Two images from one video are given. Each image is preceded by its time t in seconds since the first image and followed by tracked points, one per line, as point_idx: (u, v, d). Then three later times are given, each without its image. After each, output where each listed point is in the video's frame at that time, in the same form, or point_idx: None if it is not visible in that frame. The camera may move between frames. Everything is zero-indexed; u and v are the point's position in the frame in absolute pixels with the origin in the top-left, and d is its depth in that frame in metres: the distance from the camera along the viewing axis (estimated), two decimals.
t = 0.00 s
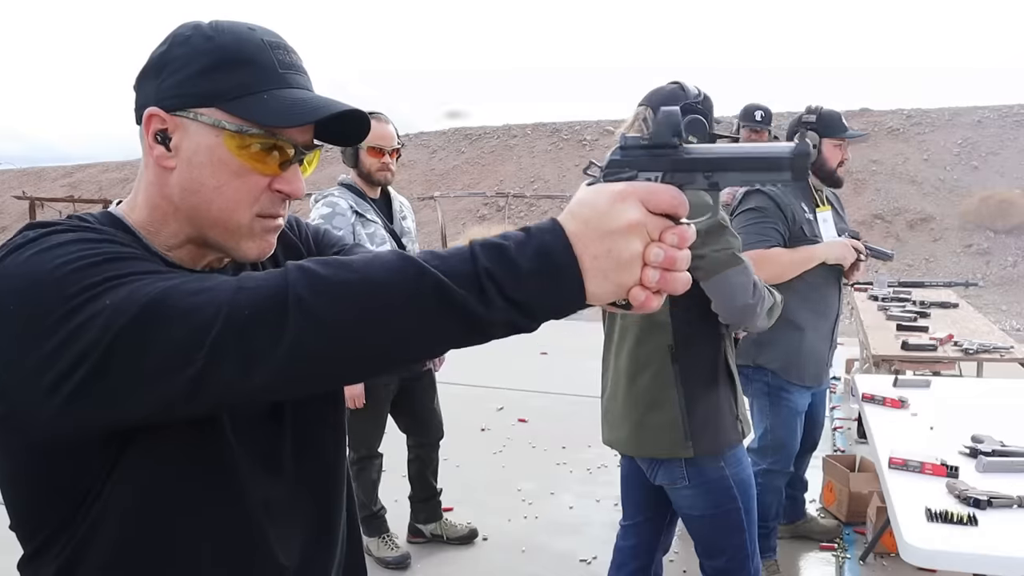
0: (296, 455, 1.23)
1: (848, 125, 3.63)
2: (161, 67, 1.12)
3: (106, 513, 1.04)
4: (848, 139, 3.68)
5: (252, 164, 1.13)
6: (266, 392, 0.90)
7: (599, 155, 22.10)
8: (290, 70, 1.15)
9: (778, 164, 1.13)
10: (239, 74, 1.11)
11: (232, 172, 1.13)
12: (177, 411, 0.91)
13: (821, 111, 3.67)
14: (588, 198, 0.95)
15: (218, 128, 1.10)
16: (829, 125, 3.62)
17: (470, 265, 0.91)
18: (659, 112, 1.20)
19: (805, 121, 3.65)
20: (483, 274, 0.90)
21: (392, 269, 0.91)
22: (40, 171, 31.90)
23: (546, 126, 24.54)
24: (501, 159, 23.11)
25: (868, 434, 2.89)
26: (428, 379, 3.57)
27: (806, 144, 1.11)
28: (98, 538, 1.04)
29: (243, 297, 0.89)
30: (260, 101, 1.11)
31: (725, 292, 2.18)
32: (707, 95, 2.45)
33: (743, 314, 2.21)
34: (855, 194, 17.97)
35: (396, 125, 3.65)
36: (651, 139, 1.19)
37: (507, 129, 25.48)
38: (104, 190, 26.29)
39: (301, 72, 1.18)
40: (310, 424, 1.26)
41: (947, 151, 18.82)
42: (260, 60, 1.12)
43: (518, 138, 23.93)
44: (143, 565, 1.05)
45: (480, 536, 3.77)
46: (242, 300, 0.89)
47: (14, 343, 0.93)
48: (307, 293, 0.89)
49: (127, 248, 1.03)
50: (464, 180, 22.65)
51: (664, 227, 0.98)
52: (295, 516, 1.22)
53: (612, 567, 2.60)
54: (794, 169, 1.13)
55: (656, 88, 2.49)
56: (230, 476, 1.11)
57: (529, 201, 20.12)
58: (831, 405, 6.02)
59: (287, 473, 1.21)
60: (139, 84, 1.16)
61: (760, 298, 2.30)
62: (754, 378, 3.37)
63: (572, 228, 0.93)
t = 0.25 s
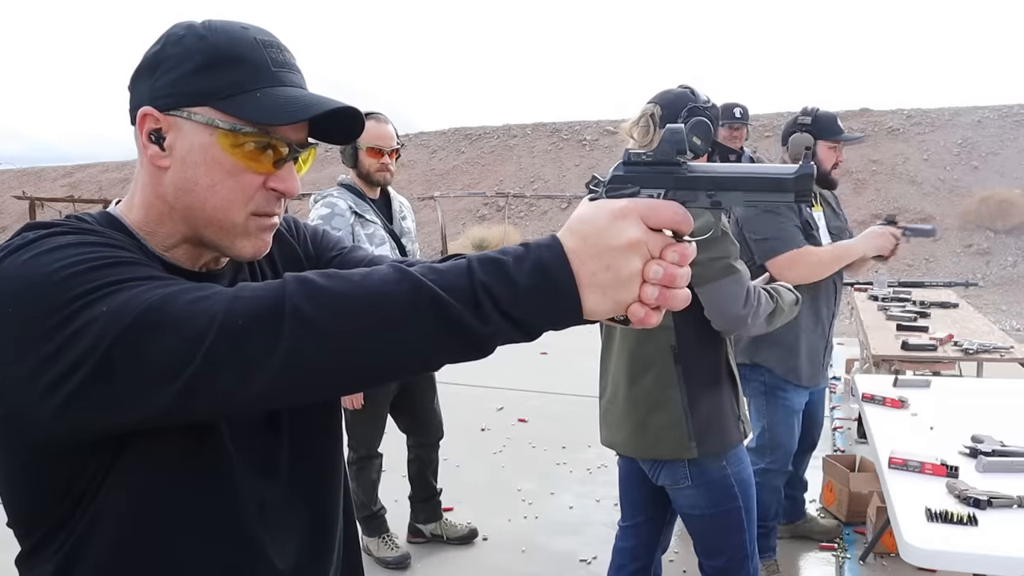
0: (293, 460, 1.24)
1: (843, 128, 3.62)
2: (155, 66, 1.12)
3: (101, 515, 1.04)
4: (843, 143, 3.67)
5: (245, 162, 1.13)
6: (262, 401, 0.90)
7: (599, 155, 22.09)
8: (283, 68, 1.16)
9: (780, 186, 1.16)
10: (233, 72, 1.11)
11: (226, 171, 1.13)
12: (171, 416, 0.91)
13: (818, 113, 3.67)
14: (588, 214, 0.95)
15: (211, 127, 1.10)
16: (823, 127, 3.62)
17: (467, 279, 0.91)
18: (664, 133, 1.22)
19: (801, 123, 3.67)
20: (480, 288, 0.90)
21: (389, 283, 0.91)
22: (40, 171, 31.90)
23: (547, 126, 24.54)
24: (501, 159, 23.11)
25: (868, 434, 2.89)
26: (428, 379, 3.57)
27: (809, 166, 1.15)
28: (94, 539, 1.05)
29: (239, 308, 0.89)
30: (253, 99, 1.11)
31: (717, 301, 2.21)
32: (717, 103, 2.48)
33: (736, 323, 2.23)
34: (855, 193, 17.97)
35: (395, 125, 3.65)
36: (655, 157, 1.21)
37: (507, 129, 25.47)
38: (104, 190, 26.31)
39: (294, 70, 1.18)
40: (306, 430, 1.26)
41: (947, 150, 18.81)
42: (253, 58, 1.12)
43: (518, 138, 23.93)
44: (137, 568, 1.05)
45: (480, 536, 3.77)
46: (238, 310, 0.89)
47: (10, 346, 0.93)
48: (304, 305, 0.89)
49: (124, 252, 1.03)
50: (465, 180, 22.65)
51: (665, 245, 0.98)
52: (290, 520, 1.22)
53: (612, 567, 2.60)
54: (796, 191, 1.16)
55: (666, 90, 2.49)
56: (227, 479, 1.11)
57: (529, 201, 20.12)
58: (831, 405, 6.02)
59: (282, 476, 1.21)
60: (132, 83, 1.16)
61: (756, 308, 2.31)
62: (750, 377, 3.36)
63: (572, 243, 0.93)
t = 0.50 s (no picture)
0: (294, 459, 1.24)
1: (837, 129, 3.62)
2: (160, 66, 1.12)
3: (103, 515, 1.04)
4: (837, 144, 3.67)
5: (248, 162, 1.13)
6: (265, 400, 0.90)
7: (599, 155, 22.09)
8: (287, 68, 1.16)
9: (781, 182, 1.16)
10: (237, 72, 1.11)
11: (229, 171, 1.13)
12: (173, 415, 0.91)
13: (810, 114, 3.66)
14: (590, 214, 0.95)
15: (215, 126, 1.10)
16: (816, 128, 3.62)
17: (470, 280, 0.91)
18: (664, 132, 1.21)
19: (793, 125, 3.68)
20: (483, 288, 0.90)
21: (392, 283, 0.91)
22: (40, 171, 31.90)
23: (546, 126, 24.54)
24: (501, 159, 23.11)
25: (868, 434, 2.89)
26: (429, 380, 3.57)
27: (809, 162, 1.15)
28: (96, 539, 1.05)
29: (242, 307, 0.89)
30: (257, 99, 1.11)
31: (714, 303, 2.20)
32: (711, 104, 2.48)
33: (733, 325, 2.22)
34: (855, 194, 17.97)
35: (396, 125, 3.65)
36: (655, 156, 1.21)
37: (507, 129, 25.47)
38: (103, 190, 26.30)
39: (298, 71, 1.18)
40: (307, 429, 1.26)
41: (947, 151, 18.81)
42: (258, 58, 1.12)
43: (518, 138, 23.93)
44: (139, 567, 1.05)
45: (480, 536, 3.77)
46: (241, 309, 0.89)
47: (12, 346, 0.93)
48: (307, 305, 0.89)
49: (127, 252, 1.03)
50: (465, 180, 22.65)
51: (667, 243, 0.99)
52: (291, 519, 1.22)
53: (612, 567, 2.60)
54: (796, 188, 1.16)
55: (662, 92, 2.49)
56: (228, 478, 1.11)
57: (529, 201, 20.12)
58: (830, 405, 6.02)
59: (283, 476, 1.21)
60: (137, 82, 1.16)
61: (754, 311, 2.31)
62: (743, 375, 3.37)
63: (574, 243, 0.93)
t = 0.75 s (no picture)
0: (290, 455, 1.24)
1: (836, 129, 3.61)
2: (153, 66, 1.12)
3: (100, 513, 1.04)
4: (836, 144, 3.67)
5: (241, 164, 1.13)
6: (259, 394, 0.90)
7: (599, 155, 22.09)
8: (280, 70, 1.16)
9: (772, 172, 1.12)
10: (230, 74, 1.11)
11: (221, 173, 1.13)
12: (167, 411, 0.91)
13: (809, 115, 3.66)
14: (581, 202, 0.95)
15: (207, 128, 1.10)
16: (815, 129, 3.61)
17: (461, 268, 0.91)
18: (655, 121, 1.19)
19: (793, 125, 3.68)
20: (473, 277, 0.90)
21: (383, 271, 0.92)
22: (40, 171, 31.90)
23: (547, 126, 24.54)
24: (501, 159, 23.11)
25: (868, 434, 2.89)
26: (432, 380, 3.57)
27: (801, 152, 1.11)
28: (93, 538, 1.05)
29: (234, 300, 0.89)
30: (249, 101, 1.11)
31: (713, 302, 2.20)
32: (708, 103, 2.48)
33: (732, 325, 2.22)
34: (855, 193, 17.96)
35: (401, 125, 3.65)
36: (646, 145, 1.18)
37: (507, 129, 25.47)
38: (104, 190, 26.30)
39: (292, 72, 1.18)
40: (304, 427, 1.26)
41: (947, 151, 18.79)
42: (250, 60, 1.12)
43: (519, 138, 23.93)
44: (137, 566, 1.06)
45: (480, 536, 3.77)
46: (232, 303, 0.89)
47: (7, 345, 0.93)
48: (298, 296, 0.89)
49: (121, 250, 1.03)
50: (465, 180, 22.64)
51: (657, 234, 0.98)
52: (288, 515, 1.22)
53: (612, 567, 2.59)
54: (789, 177, 1.13)
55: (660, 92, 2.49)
56: (224, 474, 1.11)
57: (529, 201, 20.12)
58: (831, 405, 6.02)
59: (280, 472, 1.21)
60: (131, 82, 1.16)
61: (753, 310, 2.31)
62: (747, 375, 3.37)
63: (565, 231, 0.92)
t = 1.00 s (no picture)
0: (288, 461, 1.24)
1: (836, 130, 3.60)
2: (150, 66, 1.12)
3: (95, 515, 1.04)
4: (837, 144, 3.66)
5: (238, 162, 1.14)
6: (251, 404, 0.90)
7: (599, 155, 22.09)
8: (277, 68, 1.16)
9: (772, 187, 1.12)
10: (225, 71, 1.11)
11: (219, 170, 1.14)
12: (158, 419, 0.91)
13: (811, 115, 3.66)
14: (575, 218, 0.95)
15: (204, 126, 1.11)
16: (817, 129, 3.61)
17: (450, 283, 0.91)
18: (653, 134, 1.18)
19: (794, 125, 3.68)
20: (463, 291, 0.90)
21: (369, 287, 0.92)
22: (40, 171, 31.89)
23: (546, 126, 24.53)
24: (501, 159, 23.11)
25: (868, 434, 2.89)
26: (433, 380, 3.57)
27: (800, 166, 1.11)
28: (88, 539, 1.05)
29: (220, 310, 0.89)
30: (245, 99, 1.11)
31: (713, 302, 2.21)
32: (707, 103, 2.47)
33: (733, 324, 2.22)
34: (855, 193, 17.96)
35: (401, 125, 3.66)
36: (643, 159, 1.18)
37: (507, 129, 25.46)
38: (104, 190, 26.31)
39: (289, 70, 1.18)
40: (301, 432, 1.26)
41: (947, 150, 18.79)
42: (247, 57, 1.12)
43: (518, 138, 23.93)
44: (132, 568, 1.06)
45: (480, 536, 3.77)
46: (219, 313, 0.89)
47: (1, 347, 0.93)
48: (286, 308, 0.90)
49: (118, 255, 1.03)
50: (465, 180, 22.62)
51: (653, 249, 0.97)
52: (286, 521, 1.22)
53: (611, 567, 2.60)
54: (788, 192, 1.13)
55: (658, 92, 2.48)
56: (220, 479, 1.11)
57: (529, 201, 20.12)
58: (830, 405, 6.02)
59: (279, 478, 1.22)
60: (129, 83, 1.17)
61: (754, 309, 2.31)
62: (747, 375, 3.38)
63: (557, 247, 0.93)
